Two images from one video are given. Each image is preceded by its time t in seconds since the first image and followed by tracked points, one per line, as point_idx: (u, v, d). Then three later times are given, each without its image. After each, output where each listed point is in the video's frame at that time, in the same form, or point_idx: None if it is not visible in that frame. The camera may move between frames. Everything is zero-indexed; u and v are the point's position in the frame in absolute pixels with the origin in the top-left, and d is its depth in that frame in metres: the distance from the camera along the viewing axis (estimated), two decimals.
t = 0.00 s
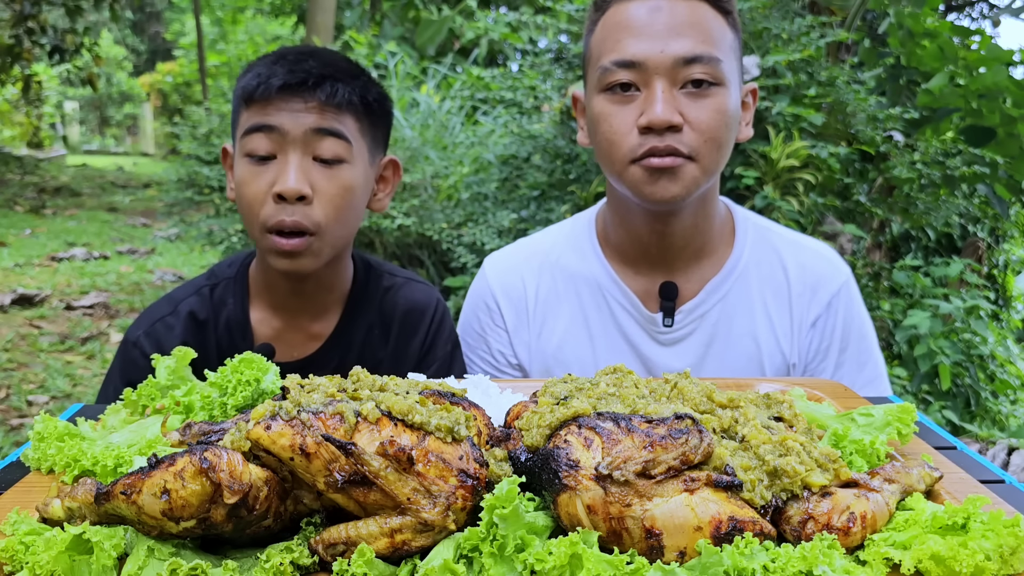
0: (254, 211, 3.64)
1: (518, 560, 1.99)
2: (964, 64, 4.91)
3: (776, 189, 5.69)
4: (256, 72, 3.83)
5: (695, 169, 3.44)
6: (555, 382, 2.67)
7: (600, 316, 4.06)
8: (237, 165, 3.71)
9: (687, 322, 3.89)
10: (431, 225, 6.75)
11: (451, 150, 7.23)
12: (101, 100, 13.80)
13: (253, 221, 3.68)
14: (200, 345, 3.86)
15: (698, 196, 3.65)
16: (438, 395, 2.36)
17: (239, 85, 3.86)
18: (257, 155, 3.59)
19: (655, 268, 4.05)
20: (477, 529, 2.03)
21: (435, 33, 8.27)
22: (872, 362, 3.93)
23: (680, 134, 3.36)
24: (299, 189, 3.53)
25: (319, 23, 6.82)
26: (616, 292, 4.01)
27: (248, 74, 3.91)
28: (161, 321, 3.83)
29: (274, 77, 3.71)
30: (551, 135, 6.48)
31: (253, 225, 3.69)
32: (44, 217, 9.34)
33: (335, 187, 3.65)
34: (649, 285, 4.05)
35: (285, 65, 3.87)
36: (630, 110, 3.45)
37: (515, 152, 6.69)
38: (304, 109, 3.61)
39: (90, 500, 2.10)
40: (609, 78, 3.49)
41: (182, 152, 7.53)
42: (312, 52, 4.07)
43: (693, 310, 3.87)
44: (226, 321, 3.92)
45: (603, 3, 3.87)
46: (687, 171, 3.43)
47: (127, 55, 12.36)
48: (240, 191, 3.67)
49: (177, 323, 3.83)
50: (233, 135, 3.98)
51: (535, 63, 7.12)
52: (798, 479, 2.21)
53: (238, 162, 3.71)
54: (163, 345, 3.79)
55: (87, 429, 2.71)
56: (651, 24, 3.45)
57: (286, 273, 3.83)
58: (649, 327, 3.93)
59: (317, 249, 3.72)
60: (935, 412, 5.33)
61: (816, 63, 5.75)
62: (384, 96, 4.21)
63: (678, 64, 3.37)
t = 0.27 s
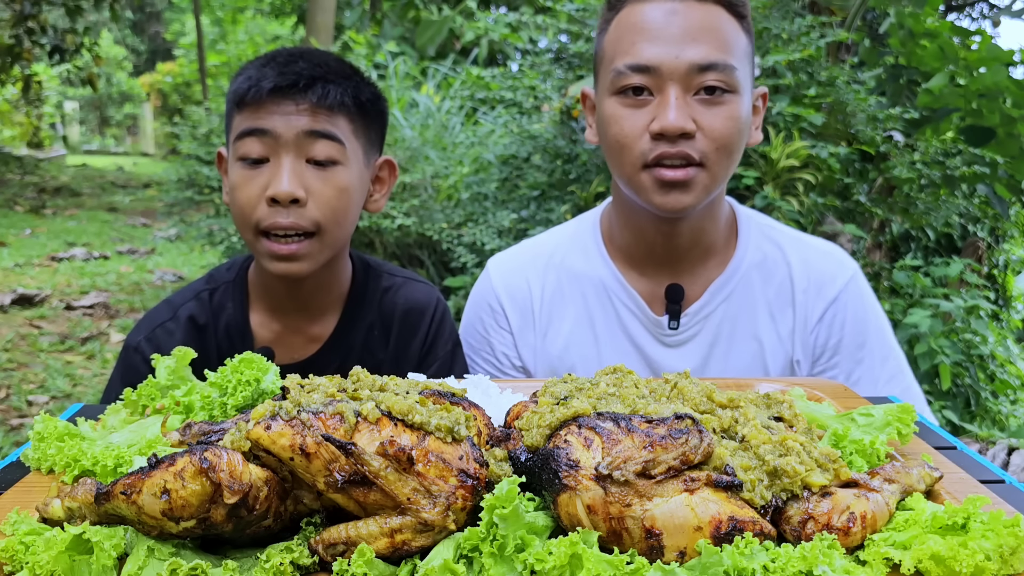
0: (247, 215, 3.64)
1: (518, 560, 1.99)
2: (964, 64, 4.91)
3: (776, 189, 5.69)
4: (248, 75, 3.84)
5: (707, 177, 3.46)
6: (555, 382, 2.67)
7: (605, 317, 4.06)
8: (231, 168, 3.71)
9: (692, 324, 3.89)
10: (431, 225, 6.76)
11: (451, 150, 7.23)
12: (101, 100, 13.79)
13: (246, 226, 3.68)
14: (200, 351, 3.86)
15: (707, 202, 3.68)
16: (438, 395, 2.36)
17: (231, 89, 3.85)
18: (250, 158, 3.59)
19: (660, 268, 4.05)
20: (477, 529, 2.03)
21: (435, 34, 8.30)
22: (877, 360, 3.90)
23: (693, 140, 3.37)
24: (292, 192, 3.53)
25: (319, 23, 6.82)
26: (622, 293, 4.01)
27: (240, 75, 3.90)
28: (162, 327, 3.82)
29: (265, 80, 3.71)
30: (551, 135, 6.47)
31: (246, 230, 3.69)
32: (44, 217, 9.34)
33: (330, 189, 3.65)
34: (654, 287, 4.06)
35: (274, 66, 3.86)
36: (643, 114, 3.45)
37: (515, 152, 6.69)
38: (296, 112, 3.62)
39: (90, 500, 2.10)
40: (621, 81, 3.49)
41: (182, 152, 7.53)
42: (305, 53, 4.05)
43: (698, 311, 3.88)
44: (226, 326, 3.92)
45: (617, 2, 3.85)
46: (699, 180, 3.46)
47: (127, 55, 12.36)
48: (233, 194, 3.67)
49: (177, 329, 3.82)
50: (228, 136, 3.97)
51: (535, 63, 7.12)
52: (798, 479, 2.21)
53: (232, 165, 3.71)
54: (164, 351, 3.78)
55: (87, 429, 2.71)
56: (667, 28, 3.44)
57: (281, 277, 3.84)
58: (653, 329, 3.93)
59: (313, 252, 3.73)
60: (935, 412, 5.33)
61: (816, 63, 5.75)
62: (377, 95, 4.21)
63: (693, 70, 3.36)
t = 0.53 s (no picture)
0: (248, 212, 3.64)
1: (518, 560, 1.99)
2: (965, 64, 4.91)
3: (776, 189, 5.69)
4: (248, 74, 3.84)
5: (713, 183, 3.47)
6: (555, 382, 2.67)
7: (608, 324, 4.06)
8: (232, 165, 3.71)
9: (695, 336, 3.89)
10: (431, 225, 6.76)
11: (451, 150, 7.23)
12: (101, 100, 13.79)
13: (248, 222, 3.69)
14: (199, 339, 3.86)
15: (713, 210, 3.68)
16: (437, 395, 2.36)
17: (232, 89, 3.86)
18: (250, 156, 3.59)
19: (664, 277, 4.05)
20: (477, 529, 2.03)
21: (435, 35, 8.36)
22: (876, 381, 3.96)
23: (699, 148, 3.37)
24: (290, 191, 3.53)
25: (319, 23, 6.82)
26: (625, 300, 4.00)
27: (241, 74, 3.90)
28: (160, 316, 3.82)
29: (265, 79, 3.71)
30: (551, 135, 6.46)
31: (248, 226, 3.70)
32: (44, 217, 9.34)
33: (327, 187, 3.65)
34: (657, 295, 4.06)
35: (274, 65, 3.85)
36: (649, 121, 3.45)
37: (515, 152, 6.69)
38: (296, 112, 3.63)
39: (90, 500, 2.10)
40: (629, 87, 3.49)
41: (182, 152, 7.53)
42: (308, 52, 4.04)
43: (702, 323, 3.88)
44: (224, 315, 3.91)
45: (628, 5, 3.85)
46: (705, 186, 3.46)
47: (127, 55, 12.36)
48: (234, 192, 3.68)
49: (176, 318, 3.83)
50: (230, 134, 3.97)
51: (535, 63, 7.12)
52: (798, 479, 2.21)
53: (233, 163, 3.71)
54: (163, 339, 3.79)
55: (87, 429, 2.71)
56: (676, 34, 3.44)
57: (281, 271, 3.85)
58: (656, 339, 3.93)
59: (312, 248, 3.74)
60: (935, 412, 5.33)
61: (816, 63, 5.75)
62: (376, 94, 4.20)
63: (701, 78, 3.36)
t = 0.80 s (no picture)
0: (248, 210, 3.65)
1: (518, 560, 1.99)
2: (965, 64, 4.90)
3: (776, 189, 5.69)
4: (250, 72, 3.83)
5: (707, 187, 3.47)
6: (555, 382, 2.67)
7: (608, 325, 4.06)
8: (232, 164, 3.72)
9: (694, 339, 3.90)
10: (431, 225, 6.77)
11: (451, 150, 7.23)
12: (101, 100, 13.79)
13: (248, 221, 3.69)
14: (197, 335, 3.85)
15: (711, 211, 3.68)
16: (437, 395, 2.36)
17: (235, 87, 3.86)
18: (251, 154, 3.59)
19: (664, 279, 4.05)
20: (477, 529, 2.03)
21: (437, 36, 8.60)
22: (875, 383, 3.95)
23: (692, 153, 3.37)
24: (290, 190, 3.53)
25: (319, 23, 6.82)
26: (625, 301, 4.00)
27: (242, 74, 3.90)
28: (158, 312, 3.83)
29: (267, 78, 3.71)
30: (551, 135, 6.46)
31: (249, 225, 3.71)
32: (44, 217, 9.34)
33: (326, 186, 3.65)
34: (657, 296, 4.06)
35: (277, 65, 3.85)
36: (642, 127, 3.46)
37: (515, 152, 6.70)
38: (298, 111, 3.63)
39: (90, 500, 2.10)
40: (621, 93, 3.48)
41: (182, 152, 7.53)
42: (312, 52, 4.04)
43: (701, 326, 3.88)
44: (222, 311, 3.90)
45: (619, 8, 3.85)
46: (699, 189, 3.46)
47: (127, 55, 12.36)
48: (235, 191, 3.69)
49: (174, 313, 3.83)
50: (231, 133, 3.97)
51: (535, 63, 7.12)
52: (798, 479, 2.21)
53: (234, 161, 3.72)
54: (161, 335, 3.79)
55: (87, 429, 2.71)
56: (668, 38, 3.44)
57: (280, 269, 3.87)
58: (656, 340, 3.93)
59: (310, 248, 3.74)
60: (935, 412, 5.33)
61: (816, 63, 5.75)
62: (378, 95, 4.20)
63: (693, 82, 3.36)
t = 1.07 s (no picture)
0: (254, 216, 3.65)
1: (518, 560, 1.99)
2: (965, 64, 4.90)
3: (776, 189, 5.69)
4: (262, 76, 3.82)
5: (697, 186, 3.46)
6: (555, 382, 2.67)
7: (608, 325, 4.06)
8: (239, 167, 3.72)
9: (695, 339, 3.89)
10: (431, 225, 6.78)
11: (451, 150, 7.23)
12: (101, 100, 13.79)
13: (253, 225, 3.69)
14: (196, 339, 3.85)
15: (706, 210, 3.66)
16: (438, 395, 2.36)
17: (245, 89, 3.84)
18: (259, 160, 3.60)
19: (663, 278, 4.06)
20: (477, 529, 2.03)
21: (437, 36, 8.64)
22: (875, 383, 3.94)
23: (680, 151, 3.37)
24: (300, 198, 3.53)
25: (319, 23, 6.82)
26: (625, 301, 4.01)
27: (252, 77, 3.89)
28: (157, 315, 3.81)
29: (280, 85, 3.70)
30: (551, 135, 6.47)
31: (253, 229, 3.71)
32: (44, 217, 9.34)
33: (336, 196, 3.65)
34: (657, 296, 4.07)
35: (291, 70, 3.85)
36: (630, 127, 3.47)
37: (515, 152, 6.70)
38: (309, 119, 3.62)
39: (90, 500, 2.10)
40: (609, 95, 3.50)
41: (182, 152, 7.53)
42: (323, 57, 4.03)
43: (702, 326, 3.88)
44: (222, 316, 3.90)
45: (610, 11, 3.86)
46: (689, 189, 3.46)
47: (127, 55, 12.35)
48: (240, 194, 3.69)
49: (173, 317, 3.82)
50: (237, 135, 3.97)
51: (535, 63, 7.12)
52: (798, 479, 2.21)
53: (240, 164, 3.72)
54: (160, 339, 3.78)
55: (87, 429, 2.71)
56: (654, 37, 3.44)
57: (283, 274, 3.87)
58: (656, 339, 3.93)
59: (314, 254, 3.74)
60: (935, 412, 5.33)
61: (816, 63, 5.75)
62: (387, 102, 4.20)
63: (677, 81, 3.36)
